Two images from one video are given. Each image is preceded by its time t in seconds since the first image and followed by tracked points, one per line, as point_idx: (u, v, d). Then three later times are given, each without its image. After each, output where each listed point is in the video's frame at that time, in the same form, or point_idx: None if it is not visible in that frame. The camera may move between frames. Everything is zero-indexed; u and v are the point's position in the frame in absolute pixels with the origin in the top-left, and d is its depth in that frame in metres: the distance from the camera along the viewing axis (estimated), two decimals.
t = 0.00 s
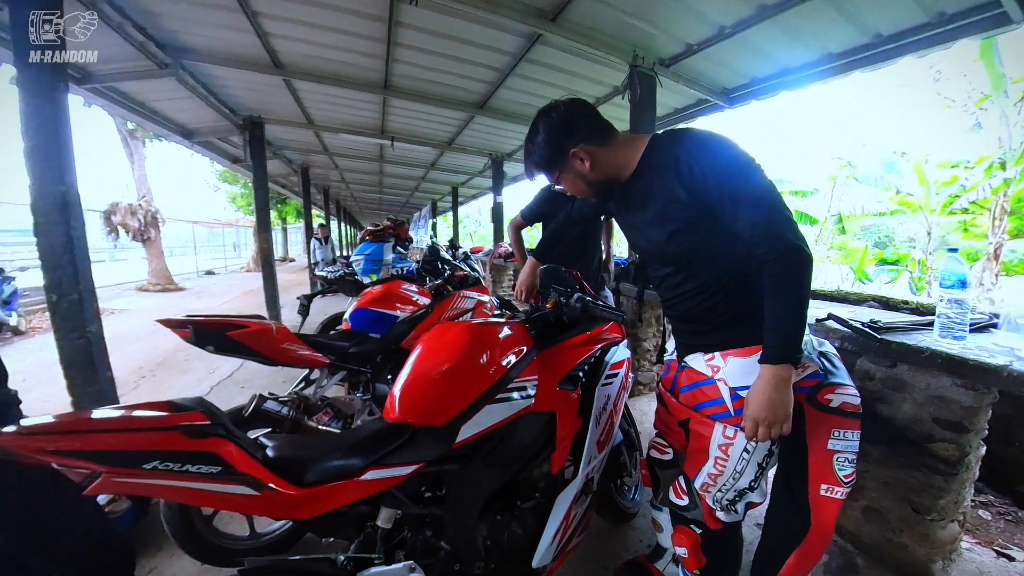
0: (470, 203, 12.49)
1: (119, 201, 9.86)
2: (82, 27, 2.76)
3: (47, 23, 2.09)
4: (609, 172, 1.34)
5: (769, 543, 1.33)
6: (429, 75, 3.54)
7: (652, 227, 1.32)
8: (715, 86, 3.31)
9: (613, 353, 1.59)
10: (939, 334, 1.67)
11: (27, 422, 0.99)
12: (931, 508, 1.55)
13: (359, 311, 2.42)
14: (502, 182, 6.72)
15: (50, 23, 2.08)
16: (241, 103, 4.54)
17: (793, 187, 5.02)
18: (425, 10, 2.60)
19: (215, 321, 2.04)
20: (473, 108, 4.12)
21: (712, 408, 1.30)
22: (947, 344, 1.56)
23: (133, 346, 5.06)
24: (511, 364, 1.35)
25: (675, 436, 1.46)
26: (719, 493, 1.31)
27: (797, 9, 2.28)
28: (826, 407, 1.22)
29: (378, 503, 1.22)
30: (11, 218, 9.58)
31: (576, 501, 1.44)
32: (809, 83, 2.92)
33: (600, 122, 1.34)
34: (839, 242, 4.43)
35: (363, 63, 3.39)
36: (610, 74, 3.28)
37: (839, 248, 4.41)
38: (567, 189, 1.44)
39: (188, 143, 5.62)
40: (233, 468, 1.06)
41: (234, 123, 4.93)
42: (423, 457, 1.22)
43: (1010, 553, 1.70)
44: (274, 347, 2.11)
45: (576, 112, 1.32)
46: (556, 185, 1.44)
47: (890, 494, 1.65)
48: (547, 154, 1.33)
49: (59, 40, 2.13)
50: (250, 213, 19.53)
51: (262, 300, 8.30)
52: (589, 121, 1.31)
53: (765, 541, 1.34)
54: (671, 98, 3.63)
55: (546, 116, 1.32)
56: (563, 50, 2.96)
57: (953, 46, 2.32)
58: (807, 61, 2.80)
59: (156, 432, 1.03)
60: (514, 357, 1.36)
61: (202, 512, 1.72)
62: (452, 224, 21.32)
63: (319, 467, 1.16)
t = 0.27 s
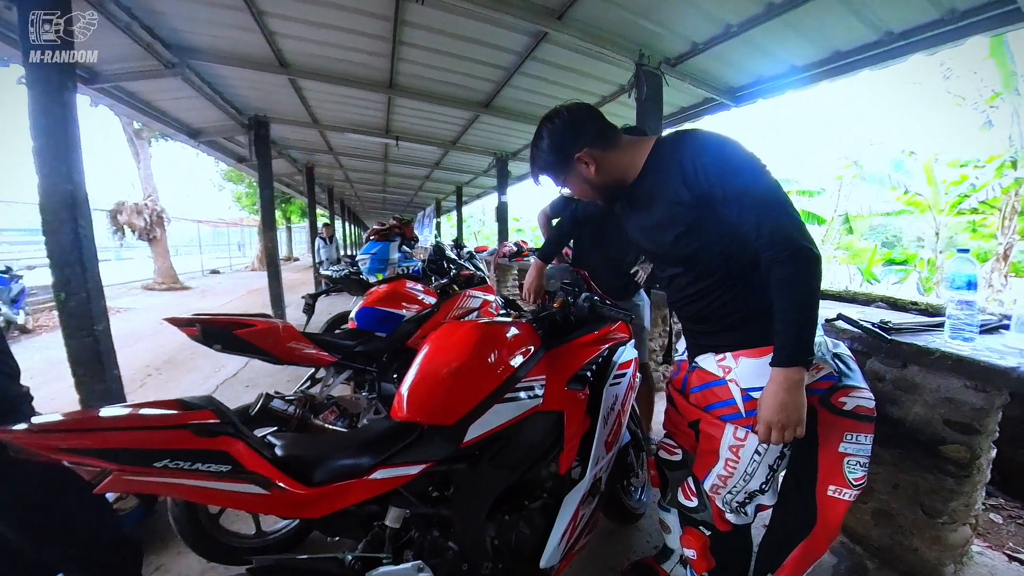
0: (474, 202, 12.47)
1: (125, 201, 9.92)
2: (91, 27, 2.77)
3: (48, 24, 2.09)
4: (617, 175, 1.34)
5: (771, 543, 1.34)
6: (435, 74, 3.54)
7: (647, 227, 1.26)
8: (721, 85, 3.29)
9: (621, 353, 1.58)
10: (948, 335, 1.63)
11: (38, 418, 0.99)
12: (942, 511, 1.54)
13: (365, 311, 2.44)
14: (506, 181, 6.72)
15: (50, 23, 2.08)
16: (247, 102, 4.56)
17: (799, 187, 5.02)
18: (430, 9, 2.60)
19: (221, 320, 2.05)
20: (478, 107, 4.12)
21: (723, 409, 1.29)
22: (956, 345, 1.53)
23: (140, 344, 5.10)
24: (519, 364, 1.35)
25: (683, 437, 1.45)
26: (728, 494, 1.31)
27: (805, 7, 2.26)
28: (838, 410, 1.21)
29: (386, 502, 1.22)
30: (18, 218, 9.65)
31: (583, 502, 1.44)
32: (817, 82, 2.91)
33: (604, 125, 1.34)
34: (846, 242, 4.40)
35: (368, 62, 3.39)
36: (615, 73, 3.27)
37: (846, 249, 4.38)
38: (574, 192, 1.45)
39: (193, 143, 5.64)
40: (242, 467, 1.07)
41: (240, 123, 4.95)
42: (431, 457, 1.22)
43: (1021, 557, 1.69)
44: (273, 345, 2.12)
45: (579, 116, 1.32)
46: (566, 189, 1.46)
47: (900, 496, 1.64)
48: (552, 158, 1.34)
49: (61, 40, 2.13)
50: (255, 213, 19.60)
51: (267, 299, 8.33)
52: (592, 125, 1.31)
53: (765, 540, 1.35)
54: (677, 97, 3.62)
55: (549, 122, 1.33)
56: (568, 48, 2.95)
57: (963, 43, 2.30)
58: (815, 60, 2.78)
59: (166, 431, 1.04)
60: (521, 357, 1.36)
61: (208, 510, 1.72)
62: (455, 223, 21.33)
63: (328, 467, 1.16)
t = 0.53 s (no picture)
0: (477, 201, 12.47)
1: (130, 200, 9.97)
2: (96, 28, 2.78)
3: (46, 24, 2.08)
4: (621, 175, 1.33)
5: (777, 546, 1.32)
6: (438, 74, 3.53)
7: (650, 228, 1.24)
8: (726, 83, 3.27)
9: (625, 355, 1.57)
10: (957, 338, 1.61)
11: (41, 420, 0.98)
12: (951, 517, 1.52)
13: (367, 310, 2.40)
14: (509, 181, 6.71)
15: (49, 23, 2.07)
16: (251, 102, 4.56)
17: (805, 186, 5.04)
18: (434, 8, 2.59)
19: (224, 320, 2.05)
20: (481, 106, 4.11)
21: (727, 411, 1.28)
22: (964, 348, 1.51)
23: (144, 343, 5.12)
24: (522, 366, 1.34)
25: (687, 440, 1.43)
26: (732, 498, 1.30)
27: (812, 5, 2.24)
28: (844, 413, 1.19)
29: (388, 504, 1.21)
30: (24, 217, 9.71)
31: (586, 505, 1.43)
32: (823, 80, 2.88)
33: (608, 125, 1.33)
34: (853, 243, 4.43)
35: (372, 62, 3.39)
36: (620, 71, 3.25)
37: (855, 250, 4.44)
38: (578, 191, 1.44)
39: (197, 142, 5.66)
40: (244, 469, 1.06)
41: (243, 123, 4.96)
42: (433, 459, 1.21)
43: None
44: (280, 343, 2.13)
45: (583, 115, 1.32)
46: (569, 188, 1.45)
47: (907, 500, 1.62)
48: (556, 158, 1.34)
49: (61, 40, 2.12)
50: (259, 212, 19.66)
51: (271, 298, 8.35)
52: (597, 124, 1.31)
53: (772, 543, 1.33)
54: (682, 96, 3.60)
55: (553, 121, 1.33)
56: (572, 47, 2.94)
57: (972, 41, 2.27)
58: (821, 58, 2.76)
59: (168, 432, 1.03)
60: (524, 358, 1.35)
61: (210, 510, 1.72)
62: (458, 223, 21.34)
63: (330, 469, 1.15)
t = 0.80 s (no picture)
0: (480, 201, 12.47)
1: (134, 199, 10.01)
2: (101, 27, 2.79)
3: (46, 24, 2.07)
4: (624, 174, 1.33)
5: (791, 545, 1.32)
6: (441, 73, 3.53)
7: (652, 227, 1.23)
8: (730, 82, 3.26)
9: (630, 355, 1.57)
10: (964, 339, 1.59)
11: (48, 417, 0.99)
12: (958, 519, 1.52)
13: (370, 310, 2.40)
14: (512, 180, 6.71)
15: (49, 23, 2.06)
16: (255, 102, 4.58)
17: (811, 185, 5.15)
18: (437, 7, 2.59)
19: (229, 318, 2.06)
20: (484, 105, 4.11)
21: (733, 411, 1.27)
22: (972, 349, 1.50)
23: (148, 342, 5.14)
24: (526, 365, 1.34)
25: (692, 440, 1.42)
26: (737, 498, 1.29)
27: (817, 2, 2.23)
28: (851, 414, 1.19)
29: (392, 503, 1.21)
30: (29, 217, 9.76)
31: (590, 504, 1.43)
32: (828, 79, 2.87)
33: (612, 124, 1.33)
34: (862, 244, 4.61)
35: (375, 61, 3.40)
36: (624, 70, 3.24)
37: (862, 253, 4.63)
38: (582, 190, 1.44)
39: (201, 142, 5.68)
40: (249, 467, 1.06)
41: (247, 122, 4.97)
42: (437, 457, 1.21)
43: None
44: (288, 342, 2.14)
45: (585, 115, 1.31)
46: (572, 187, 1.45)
47: (914, 503, 1.62)
48: (559, 158, 1.34)
49: (61, 40, 2.11)
50: (261, 212, 19.72)
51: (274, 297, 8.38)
52: (600, 124, 1.30)
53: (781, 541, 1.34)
54: (686, 95, 3.59)
55: (555, 121, 1.33)
56: (576, 46, 2.93)
57: (980, 39, 2.25)
58: (826, 56, 2.75)
59: (173, 430, 1.03)
60: (528, 358, 1.34)
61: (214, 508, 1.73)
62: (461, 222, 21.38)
63: (333, 467, 1.15)
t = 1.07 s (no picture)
0: (482, 200, 12.47)
1: (137, 198, 10.04)
2: (104, 26, 2.79)
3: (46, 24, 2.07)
4: (625, 174, 1.33)
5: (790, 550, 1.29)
6: (443, 72, 3.53)
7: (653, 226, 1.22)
8: (733, 81, 3.25)
9: (631, 354, 1.57)
10: (969, 338, 1.58)
11: (52, 413, 0.99)
12: (963, 520, 1.51)
13: (373, 309, 2.41)
14: (514, 179, 6.71)
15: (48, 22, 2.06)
16: (258, 101, 4.58)
17: (815, 185, 5.33)
18: (440, 6, 2.59)
19: (232, 317, 2.07)
20: (487, 104, 4.11)
21: (735, 411, 1.26)
22: (977, 349, 1.50)
23: (151, 341, 5.15)
24: (528, 364, 1.33)
25: (694, 440, 1.43)
26: (738, 498, 1.29)
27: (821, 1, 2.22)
28: (853, 413, 1.18)
29: (394, 501, 1.22)
30: (33, 216, 9.79)
31: (592, 504, 1.43)
32: (833, 76, 2.86)
33: (611, 124, 1.32)
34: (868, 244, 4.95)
35: (378, 60, 3.40)
36: (626, 69, 3.24)
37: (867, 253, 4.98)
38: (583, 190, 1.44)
39: (204, 141, 5.69)
40: (252, 464, 1.06)
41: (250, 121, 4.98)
42: (439, 456, 1.21)
43: None
44: (291, 339, 2.13)
45: (585, 115, 1.31)
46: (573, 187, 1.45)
47: (918, 503, 1.62)
48: (558, 159, 1.34)
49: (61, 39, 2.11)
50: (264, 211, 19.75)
51: (276, 296, 8.39)
52: (600, 124, 1.30)
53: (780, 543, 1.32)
54: (689, 93, 3.58)
55: (555, 122, 1.32)
56: (579, 44, 2.93)
57: (986, 37, 2.24)
58: (831, 54, 2.74)
59: (176, 427, 1.03)
60: (530, 356, 1.34)
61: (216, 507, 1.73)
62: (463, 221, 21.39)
63: (335, 464, 1.16)
